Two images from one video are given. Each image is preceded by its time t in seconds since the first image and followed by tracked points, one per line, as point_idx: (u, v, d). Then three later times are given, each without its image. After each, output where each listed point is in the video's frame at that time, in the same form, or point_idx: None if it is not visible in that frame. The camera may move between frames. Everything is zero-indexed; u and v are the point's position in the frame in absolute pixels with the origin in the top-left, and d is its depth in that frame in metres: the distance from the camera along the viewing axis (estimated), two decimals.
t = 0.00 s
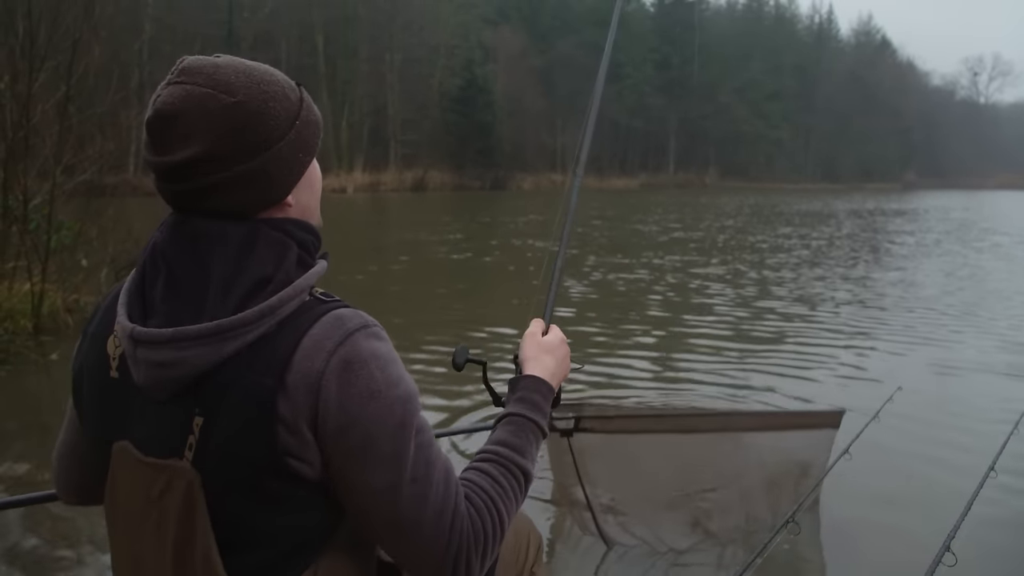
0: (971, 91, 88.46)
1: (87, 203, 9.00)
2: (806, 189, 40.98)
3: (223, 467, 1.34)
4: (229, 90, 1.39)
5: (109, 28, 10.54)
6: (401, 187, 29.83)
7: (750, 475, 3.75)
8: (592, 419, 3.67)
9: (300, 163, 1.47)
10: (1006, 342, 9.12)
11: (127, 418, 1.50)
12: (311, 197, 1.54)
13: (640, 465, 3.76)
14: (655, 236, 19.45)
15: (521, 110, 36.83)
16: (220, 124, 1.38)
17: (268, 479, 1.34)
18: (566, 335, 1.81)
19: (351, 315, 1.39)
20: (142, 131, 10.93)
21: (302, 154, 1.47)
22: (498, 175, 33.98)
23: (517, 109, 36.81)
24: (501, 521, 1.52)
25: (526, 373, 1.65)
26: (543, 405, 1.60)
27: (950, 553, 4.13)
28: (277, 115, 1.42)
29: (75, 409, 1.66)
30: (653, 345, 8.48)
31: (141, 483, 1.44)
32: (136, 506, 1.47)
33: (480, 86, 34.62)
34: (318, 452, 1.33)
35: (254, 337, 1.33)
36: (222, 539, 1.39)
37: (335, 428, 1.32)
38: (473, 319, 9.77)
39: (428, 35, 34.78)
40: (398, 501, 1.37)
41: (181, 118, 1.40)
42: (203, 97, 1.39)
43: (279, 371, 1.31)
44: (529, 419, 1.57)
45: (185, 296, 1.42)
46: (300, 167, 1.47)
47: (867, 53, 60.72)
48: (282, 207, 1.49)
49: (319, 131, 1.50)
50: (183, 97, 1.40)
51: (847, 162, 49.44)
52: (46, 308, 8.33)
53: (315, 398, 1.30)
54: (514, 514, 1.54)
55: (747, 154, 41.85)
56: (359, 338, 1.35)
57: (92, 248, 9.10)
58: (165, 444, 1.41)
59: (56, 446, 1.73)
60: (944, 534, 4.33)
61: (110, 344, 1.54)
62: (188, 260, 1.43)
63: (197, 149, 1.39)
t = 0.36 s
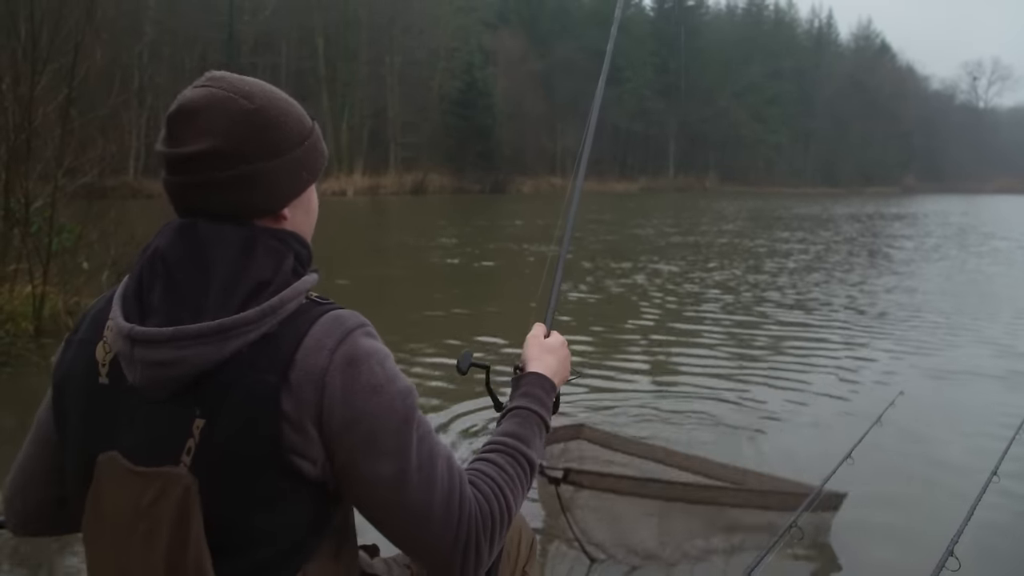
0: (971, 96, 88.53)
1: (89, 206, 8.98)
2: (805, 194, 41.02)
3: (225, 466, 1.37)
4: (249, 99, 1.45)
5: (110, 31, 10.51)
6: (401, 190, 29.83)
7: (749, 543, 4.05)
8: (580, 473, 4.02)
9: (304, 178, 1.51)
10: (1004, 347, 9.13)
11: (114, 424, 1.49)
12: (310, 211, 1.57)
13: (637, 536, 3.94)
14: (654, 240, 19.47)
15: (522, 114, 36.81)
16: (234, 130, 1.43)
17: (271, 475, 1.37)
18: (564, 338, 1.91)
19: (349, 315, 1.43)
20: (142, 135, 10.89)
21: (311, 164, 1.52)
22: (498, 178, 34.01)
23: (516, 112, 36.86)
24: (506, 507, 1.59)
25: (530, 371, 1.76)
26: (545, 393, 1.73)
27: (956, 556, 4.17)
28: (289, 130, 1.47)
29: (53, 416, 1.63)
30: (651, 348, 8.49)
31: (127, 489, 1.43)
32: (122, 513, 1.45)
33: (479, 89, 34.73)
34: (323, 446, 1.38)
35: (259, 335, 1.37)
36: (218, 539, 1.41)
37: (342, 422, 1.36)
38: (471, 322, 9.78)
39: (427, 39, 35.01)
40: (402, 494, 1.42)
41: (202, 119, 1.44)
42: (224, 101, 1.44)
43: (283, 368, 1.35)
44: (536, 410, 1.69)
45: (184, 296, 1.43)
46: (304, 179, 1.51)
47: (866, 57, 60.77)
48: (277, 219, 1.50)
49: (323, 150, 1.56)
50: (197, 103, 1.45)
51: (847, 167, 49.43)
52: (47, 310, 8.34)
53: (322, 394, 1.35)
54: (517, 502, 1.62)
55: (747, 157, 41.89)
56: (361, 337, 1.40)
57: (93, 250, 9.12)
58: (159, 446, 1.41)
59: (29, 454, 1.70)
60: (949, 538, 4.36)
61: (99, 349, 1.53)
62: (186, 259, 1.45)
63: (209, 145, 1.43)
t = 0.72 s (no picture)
0: (973, 100, 88.29)
1: (93, 209, 9.00)
2: (806, 198, 40.94)
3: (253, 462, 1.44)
4: (311, 121, 1.55)
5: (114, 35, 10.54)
6: (402, 195, 29.83)
7: (740, 564, 3.92)
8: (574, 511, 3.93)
9: (347, 202, 1.61)
10: (1001, 351, 9.15)
11: (135, 418, 1.52)
12: (346, 232, 1.67)
13: (624, 566, 3.84)
14: (655, 244, 19.43)
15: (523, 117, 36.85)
16: (296, 147, 1.53)
17: (296, 477, 1.45)
18: (567, 354, 2.02)
19: (377, 326, 1.52)
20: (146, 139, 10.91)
21: (355, 188, 1.62)
22: (500, 182, 33.95)
23: (518, 116, 36.85)
24: (522, 512, 1.68)
25: (540, 383, 1.87)
26: (554, 405, 1.83)
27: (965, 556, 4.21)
28: (340, 156, 1.57)
29: (68, 404, 1.65)
30: (652, 352, 8.50)
31: (146, 483, 1.49)
32: (139, 506, 1.50)
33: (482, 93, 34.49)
34: (350, 447, 1.44)
35: (293, 339, 1.44)
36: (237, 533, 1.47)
37: (369, 425, 1.43)
38: (472, 325, 9.78)
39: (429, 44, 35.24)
40: (426, 496, 1.50)
41: (266, 128, 1.54)
42: (291, 120, 1.54)
43: (315, 370, 1.42)
44: (546, 420, 1.79)
45: (222, 295, 1.48)
46: (347, 201, 1.61)
47: (868, 61, 60.71)
48: (316, 236, 1.60)
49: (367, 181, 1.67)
50: (262, 117, 1.55)
51: (848, 171, 49.36)
52: (52, 314, 8.35)
53: (352, 399, 1.42)
54: (530, 509, 1.70)
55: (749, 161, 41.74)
56: (388, 347, 1.48)
57: (97, 253, 9.15)
58: (184, 442, 1.46)
59: (34, 443, 1.69)
60: (958, 539, 4.39)
61: (126, 340, 1.56)
62: (229, 260, 1.51)
63: (269, 155, 1.52)
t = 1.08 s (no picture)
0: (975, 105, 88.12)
1: (96, 212, 8.99)
2: (809, 202, 40.88)
3: (283, 470, 1.45)
4: (375, 142, 1.61)
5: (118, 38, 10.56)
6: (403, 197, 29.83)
7: None
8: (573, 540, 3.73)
9: (396, 225, 1.66)
10: (999, 356, 9.14)
11: (168, 416, 1.54)
12: (388, 253, 1.71)
13: None
14: (656, 248, 19.41)
15: (526, 121, 36.88)
16: (358, 165, 1.58)
17: (321, 491, 1.46)
18: (576, 378, 2.05)
19: (413, 348, 1.54)
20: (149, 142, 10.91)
21: (405, 212, 1.66)
22: (502, 185, 33.81)
23: (521, 120, 36.86)
24: (538, 533, 1.69)
25: (549, 409, 1.89)
26: (565, 428, 1.85)
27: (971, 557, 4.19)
28: (395, 179, 1.62)
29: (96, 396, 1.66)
30: (654, 357, 8.48)
31: (170, 485, 1.50)
32: (161, 506, 1.51)
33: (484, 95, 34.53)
34: (382, 465, 1.45)
35: (332, 356, 1.46)
36: (256, 541, 1.48)
37: (401, 445, 1.45)
38: (474, 329, 9.77)
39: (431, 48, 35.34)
40: (454, 513, 1.50)
41: (330, 143, 1.59)
42: (355, 138, 1.60)
43: (354, 387, 1.44)
44: (558, 443, 1.81)
45: (268, 300, 1.49)
46: (395, 223, 1.65)
47: (870, 64, 60.71)
48: (361, 254, 1.64)
49: (417, 210, 1.72)
50: (329, 132, 1.60)
51: (850, 175, 49.28)
52: (55, 316, 8.33)
53: (387, 417, 1.43)
54: (546, 530, 1.71)
55: (751, 164, 41.73)
56: (423, 370, 1.50)
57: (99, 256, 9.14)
58: (214, 445, 1.48)
59: (61, 409, 1.72)
60: (963, 543, 4.36)
61: (166, 335, 1.58)
62: (276, 266, 1.53)
63: (329, 166, 1.56)
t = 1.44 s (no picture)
0: (976, 106, 88.12)
1: (97, 216, 8.99)
2: (810, 204, 40.87)
3: (282, 476, 1.45)
4: (375, 151, 1.61)
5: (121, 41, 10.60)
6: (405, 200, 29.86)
7: None
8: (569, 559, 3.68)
9: (400, 233, 1.66)
10: (1000, 358, 9.11)
11: (170, 419, 1.54)
12: (393, 261, 1.70)
13: None
14: (657, 250, 19.45)
15: (526, 123, 36.95)
16: (358, 173, 1.58)
17: (321, 494, 1.46)
18: (583, 389, 2.05)
19: (416, 351, 1.53)
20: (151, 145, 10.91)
21: (411, 218, 1.67)
22: (504, 188, 33.94)
23: (522, 122, 36.87)
24: (543, 540, 1.68)
25: (556, 420, 1.89)
26: (573, 439, 1.85)
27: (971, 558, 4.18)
28: (398, 187, 1.62)
29: (107, 404, 1.68)
30: (654, 360, 8.46)
31: (170, 489, 1.50)
32: (161, 510, 1.52)
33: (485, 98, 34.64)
34: (382, 468, 1.45)
35: (331, 359, 1.46)
36: (256, 544, 1.48)
37: (400, 447, 1.44)
38: (474, 331, 9.76)
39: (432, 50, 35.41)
40: (454, 518, 1.50)
41: (331, 150, 1.61)
42: (355, 146, 1.61)
43: (352, 390, 1.44)
44: (565, 453, 1.81)
45: (270, 305, 1.50)
46: (398, 232, 1.65)
47: (870, 66, 60.75)
48: (365, 261, 1.65)
49: (423, 220, 1.72)
50: (333, 141, 1.61)
51: (850, 177, 49.32)
52: (57, 319, 8.35)
53: (387, 420, 1.43)
54: (551, 538, 1.70)
55: (751, 167, 41.72)
56: (425, 372, 1.50)
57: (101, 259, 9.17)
58: (214, 451, 1.48)
59: (77, 409, 1.74)
60: (966, 542, 4.39)
61: (171, 339, 1.59)
62: (280, 271, 1.54)
63: (331, 173, 1.58)
